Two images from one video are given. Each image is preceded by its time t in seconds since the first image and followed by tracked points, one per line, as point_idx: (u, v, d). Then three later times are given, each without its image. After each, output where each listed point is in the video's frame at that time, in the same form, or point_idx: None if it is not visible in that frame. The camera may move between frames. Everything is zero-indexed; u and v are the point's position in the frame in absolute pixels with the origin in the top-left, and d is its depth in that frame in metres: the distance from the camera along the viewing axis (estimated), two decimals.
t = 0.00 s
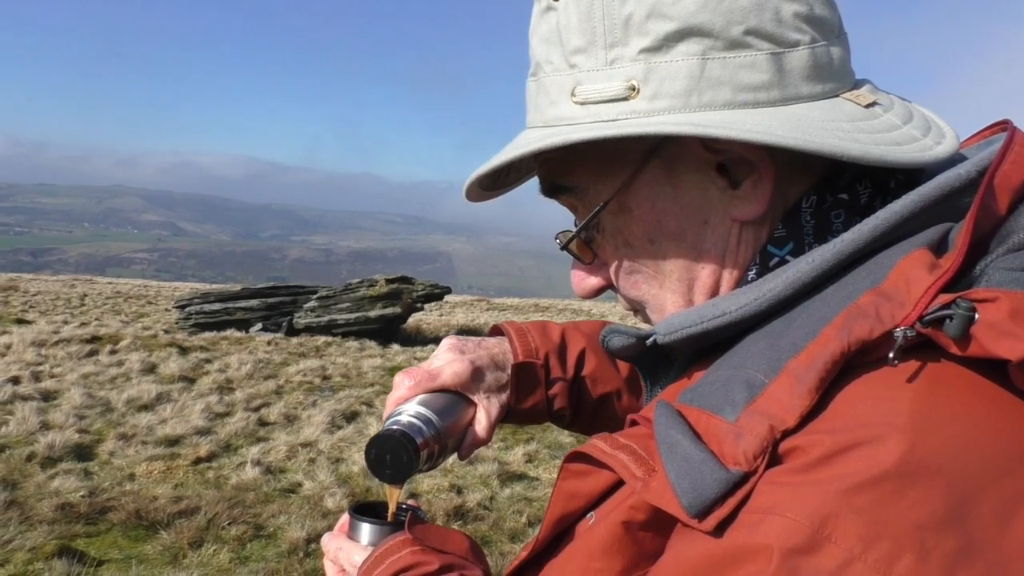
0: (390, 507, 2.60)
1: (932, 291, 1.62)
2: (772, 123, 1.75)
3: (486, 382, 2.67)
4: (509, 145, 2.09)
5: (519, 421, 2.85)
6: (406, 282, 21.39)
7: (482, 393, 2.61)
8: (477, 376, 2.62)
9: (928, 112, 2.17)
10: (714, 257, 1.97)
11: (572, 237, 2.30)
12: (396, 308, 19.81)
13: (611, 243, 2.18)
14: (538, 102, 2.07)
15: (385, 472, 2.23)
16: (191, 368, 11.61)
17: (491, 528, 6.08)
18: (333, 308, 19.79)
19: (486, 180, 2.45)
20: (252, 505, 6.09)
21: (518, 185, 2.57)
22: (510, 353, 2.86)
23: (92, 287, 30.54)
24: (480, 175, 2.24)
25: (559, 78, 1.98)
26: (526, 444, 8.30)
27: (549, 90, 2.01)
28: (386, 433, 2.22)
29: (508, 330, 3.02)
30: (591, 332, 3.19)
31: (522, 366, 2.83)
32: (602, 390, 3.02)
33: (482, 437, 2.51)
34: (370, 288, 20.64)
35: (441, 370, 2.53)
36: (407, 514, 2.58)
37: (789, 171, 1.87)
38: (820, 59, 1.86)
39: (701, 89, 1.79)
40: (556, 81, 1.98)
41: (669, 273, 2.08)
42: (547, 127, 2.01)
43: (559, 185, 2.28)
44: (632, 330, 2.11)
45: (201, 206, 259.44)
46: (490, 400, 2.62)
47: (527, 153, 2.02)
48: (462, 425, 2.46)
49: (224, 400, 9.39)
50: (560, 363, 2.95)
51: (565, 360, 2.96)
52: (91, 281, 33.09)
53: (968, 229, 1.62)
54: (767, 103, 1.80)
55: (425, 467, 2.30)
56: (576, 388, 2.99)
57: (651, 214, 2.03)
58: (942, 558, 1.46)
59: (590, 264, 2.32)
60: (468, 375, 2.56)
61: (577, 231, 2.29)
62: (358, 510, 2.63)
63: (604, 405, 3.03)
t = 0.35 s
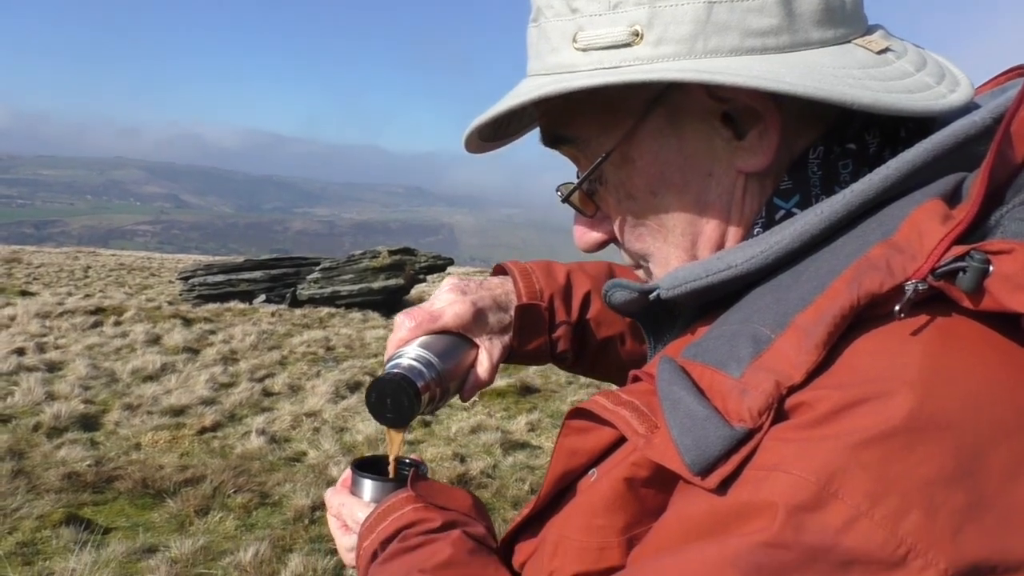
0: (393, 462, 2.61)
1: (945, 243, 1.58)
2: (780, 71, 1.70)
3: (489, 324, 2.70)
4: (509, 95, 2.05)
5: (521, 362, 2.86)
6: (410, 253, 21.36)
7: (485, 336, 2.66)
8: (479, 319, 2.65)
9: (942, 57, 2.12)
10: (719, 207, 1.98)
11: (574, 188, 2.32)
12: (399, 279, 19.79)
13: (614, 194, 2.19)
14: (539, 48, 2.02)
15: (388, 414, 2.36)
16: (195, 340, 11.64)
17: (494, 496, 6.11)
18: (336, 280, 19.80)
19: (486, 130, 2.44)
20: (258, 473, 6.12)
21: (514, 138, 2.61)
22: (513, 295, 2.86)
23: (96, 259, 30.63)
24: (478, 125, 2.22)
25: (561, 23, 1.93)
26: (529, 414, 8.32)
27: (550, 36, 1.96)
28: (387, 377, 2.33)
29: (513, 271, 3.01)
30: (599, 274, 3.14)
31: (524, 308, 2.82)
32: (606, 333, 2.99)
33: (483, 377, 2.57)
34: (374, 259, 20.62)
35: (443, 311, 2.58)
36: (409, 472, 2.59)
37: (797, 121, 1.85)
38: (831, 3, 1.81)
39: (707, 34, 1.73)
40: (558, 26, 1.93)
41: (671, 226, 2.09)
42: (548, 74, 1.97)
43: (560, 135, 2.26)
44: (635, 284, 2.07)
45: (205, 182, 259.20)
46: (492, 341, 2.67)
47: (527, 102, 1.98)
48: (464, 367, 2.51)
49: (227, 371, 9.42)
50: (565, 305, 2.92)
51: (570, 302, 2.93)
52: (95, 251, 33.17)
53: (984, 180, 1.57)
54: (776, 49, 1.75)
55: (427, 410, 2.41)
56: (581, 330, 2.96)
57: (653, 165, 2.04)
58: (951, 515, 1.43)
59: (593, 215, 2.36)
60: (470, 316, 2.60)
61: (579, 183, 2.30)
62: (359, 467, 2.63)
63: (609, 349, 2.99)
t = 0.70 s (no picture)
0: (396, 434, 2.61)
1: (949, 204, 1.56)
2: (775, 33, 1.67)
3: (489, 292, 2.70)
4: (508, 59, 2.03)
5: (521, 327, 2.87)
6: (410, 232, 21.29)
7: (485, 304, 2.66)
8: (479, 286, 2.65)
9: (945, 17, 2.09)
10: (717, 173, 1.96)
11: (575, 153, 2.31)
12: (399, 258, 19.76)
13: (612, 159, 2.18)
14: (535, 13, 2.01)
15: (390, 386, 2.37)
16: (197, 320, 11.67)
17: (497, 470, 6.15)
18: (336, 259, 19.78)
19: (487, 95, 2.45)
20: (262, 452, 6.16)
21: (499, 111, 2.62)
22: (513, 261, 2.84)
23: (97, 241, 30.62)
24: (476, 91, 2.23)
25: None
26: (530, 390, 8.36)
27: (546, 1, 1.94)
28: (388, 349, 2.33)
29: (513, 236, 2.98)
30: (599, 238, 3.12)
31: (524, 275, 2.81)
32: (605, 298, 2.99)
33: (484, 345, 2.58)
34: (374, 238, 20.58)
35: (442, 280, 2.56)
36: (413, 442, 2.60)
37: (795, 85, 1.82)
38: None
39: None
40: None
41: (670, 192, 2.08)
42: (543, 40, 1.95)
43: (558, 100, 2.25)
44: (637, 250, 2.07)
45: (203, 165, 258.35)
46: (492, 308, 2.67)
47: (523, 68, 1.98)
48: (464, 335, 2.51)
49: (229, 351, 9.45)
50: (565, 271, 2.91)
51: (570, 268, 2.92)
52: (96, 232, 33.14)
53: (989, 140, 1.54)
54: (772, 12, 1.72)
55: (429, 380, 2.42)
56: (581, 296, 2.95)
57: (651, 130, 2.02)
58: (958, 476, 1.43)
59: (593, 180, 2.36)
60: (470, 284, 2.60)
61: (578, 148, 2.30)
62: (364, 439, 2.64)
63: (608, 314, 3.00)
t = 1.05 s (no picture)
0: (400, 416, 2.61)
1: (952, 169, 1.54)
2: None
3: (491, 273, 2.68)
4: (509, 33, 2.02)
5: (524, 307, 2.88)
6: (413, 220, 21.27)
7: (487, 286, 2.63)
8: (480, 267, 2.63)
9: None
10: (720, 147, 1.96)
11: (577, 130, 2.30)
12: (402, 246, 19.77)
13: (614, 134, 2.17)
14: None
15: (393, 369, 2.38)
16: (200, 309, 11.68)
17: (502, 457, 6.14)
18: (340, 247, 19.78)
19: (488, 74, 2.44)
20: (265, 440, 6.16)
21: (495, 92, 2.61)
22: (516, 242, 2.85)
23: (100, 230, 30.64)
24: (477, 67, 2.22)
25: None
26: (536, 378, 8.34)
27: None
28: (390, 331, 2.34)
29: (515, 216, 3.00)
30: (600, 217, 3.15)
31: (527, 255, 2.83)
32: (607, 276, 3.03)
33: (487, 326, 2.55)
34: (377, 225, 20.57)
35: (443, 262, 2.54)
36: (418, 424, 2.59)
37: (797, 55, 1.81)
38: None
39: None
40: None
41: (674, 166, 2.07)
42: (543, 13, 1.94)
43: (560, 75, 2.24)
44: (639, 224, 2.08)
45: (205, 158, 258.39)
46: (495, 289, 2.65)
47: (524, 41, 1.96)
48: (466, 318, 2.49)
49: (232, 340, 9.43)
50: (567, 250, 2.93)
51: (572, 247, 2.95)
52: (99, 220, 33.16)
53: (992, 104, 1.53)
54: None
55: (432, 362, 2.41)
56: (583, 275, 2.99)
57: (653, 102, 2.01)
58: (961, 440, 1.42)
59: (596, 157, 2.36)
60: (470, 266, 2.57)
61: (580, 125, 2.29)
62: (370, 421, 2.63)
63: (612, 293, 3.04)
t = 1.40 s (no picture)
0: (407, 402, 2.63)
1: (960, 147, 1.53)
2: None
3: (494, 258, 2.64)
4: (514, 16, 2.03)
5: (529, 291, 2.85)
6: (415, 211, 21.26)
7: (491, 273, 2.61)
8: (485, 252, 2.61)
9: None
10: (725, 130, 1.95)
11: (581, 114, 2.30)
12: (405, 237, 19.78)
13: (619, 119, 2.16)
14: None
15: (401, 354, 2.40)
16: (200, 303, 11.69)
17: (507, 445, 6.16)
18: (342, 239, 19.79)
19: (492, 58, 2.44)
20: (272, 434, 6.18)
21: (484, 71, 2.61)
22: (518, 227, 2.82)
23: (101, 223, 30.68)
24: (485, 48, 2.23)
25: None
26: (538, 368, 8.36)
27: None
28: (394, 317, 2.35)
29: (519, 201, 2.96)
30: (606, 201, 3.11)
31: (530, 240, 2.76)
32: (613, 262, 2.98)
33: (491, 312, 2.56)
34: (379, 217, 20.57)
35: (448, 247, 2.54)
36: (425, 409, 2.62)
37: (806, 35, 1.84)
38: None
39: None
40: None
41: (680, 149, 2.06)
42: None
43: (564, 58, 2.23)
44: (644, 207, 2.08)
45: (206, 151, 258.23)
46: (499, 275, 2.63)
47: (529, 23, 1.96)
48: (471, 304, 2.49)
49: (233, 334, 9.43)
50: (570, 236, 2.88)
51: (575, 232, 2.90)
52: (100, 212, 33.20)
53: (999, 81, 1.52)
54: None
55: (439, 347, 2.42)
56: (587, 260, 2.94)
57: (657, 85, 1.99)
58: (972, 424, 1.40)
59: (601, 141, 2.36)
60: (475, 251, 2.56)
61: (584, 109, 2.29)
62: (377, 407, 2.65)
63: (616, 278, 3.00)
